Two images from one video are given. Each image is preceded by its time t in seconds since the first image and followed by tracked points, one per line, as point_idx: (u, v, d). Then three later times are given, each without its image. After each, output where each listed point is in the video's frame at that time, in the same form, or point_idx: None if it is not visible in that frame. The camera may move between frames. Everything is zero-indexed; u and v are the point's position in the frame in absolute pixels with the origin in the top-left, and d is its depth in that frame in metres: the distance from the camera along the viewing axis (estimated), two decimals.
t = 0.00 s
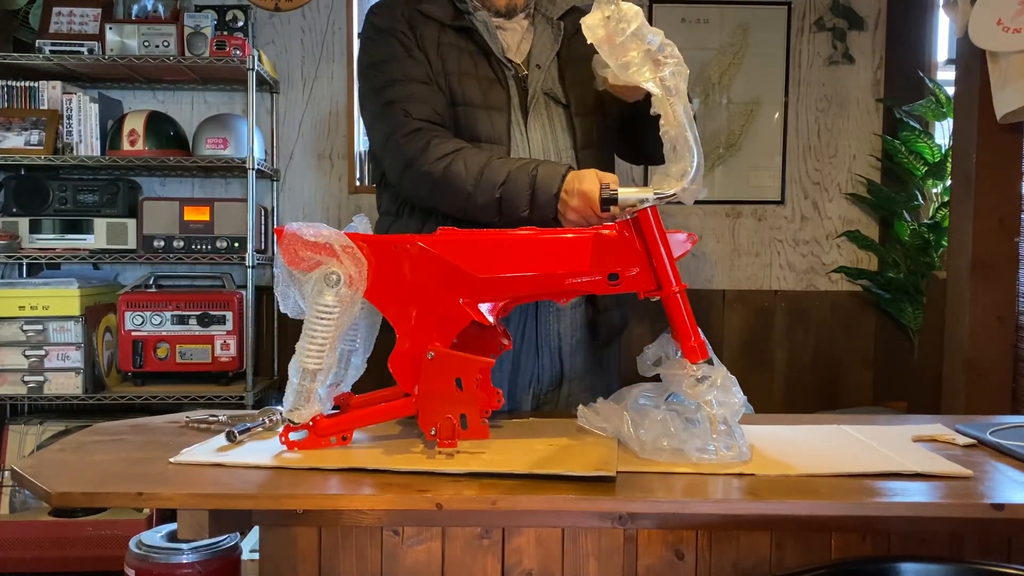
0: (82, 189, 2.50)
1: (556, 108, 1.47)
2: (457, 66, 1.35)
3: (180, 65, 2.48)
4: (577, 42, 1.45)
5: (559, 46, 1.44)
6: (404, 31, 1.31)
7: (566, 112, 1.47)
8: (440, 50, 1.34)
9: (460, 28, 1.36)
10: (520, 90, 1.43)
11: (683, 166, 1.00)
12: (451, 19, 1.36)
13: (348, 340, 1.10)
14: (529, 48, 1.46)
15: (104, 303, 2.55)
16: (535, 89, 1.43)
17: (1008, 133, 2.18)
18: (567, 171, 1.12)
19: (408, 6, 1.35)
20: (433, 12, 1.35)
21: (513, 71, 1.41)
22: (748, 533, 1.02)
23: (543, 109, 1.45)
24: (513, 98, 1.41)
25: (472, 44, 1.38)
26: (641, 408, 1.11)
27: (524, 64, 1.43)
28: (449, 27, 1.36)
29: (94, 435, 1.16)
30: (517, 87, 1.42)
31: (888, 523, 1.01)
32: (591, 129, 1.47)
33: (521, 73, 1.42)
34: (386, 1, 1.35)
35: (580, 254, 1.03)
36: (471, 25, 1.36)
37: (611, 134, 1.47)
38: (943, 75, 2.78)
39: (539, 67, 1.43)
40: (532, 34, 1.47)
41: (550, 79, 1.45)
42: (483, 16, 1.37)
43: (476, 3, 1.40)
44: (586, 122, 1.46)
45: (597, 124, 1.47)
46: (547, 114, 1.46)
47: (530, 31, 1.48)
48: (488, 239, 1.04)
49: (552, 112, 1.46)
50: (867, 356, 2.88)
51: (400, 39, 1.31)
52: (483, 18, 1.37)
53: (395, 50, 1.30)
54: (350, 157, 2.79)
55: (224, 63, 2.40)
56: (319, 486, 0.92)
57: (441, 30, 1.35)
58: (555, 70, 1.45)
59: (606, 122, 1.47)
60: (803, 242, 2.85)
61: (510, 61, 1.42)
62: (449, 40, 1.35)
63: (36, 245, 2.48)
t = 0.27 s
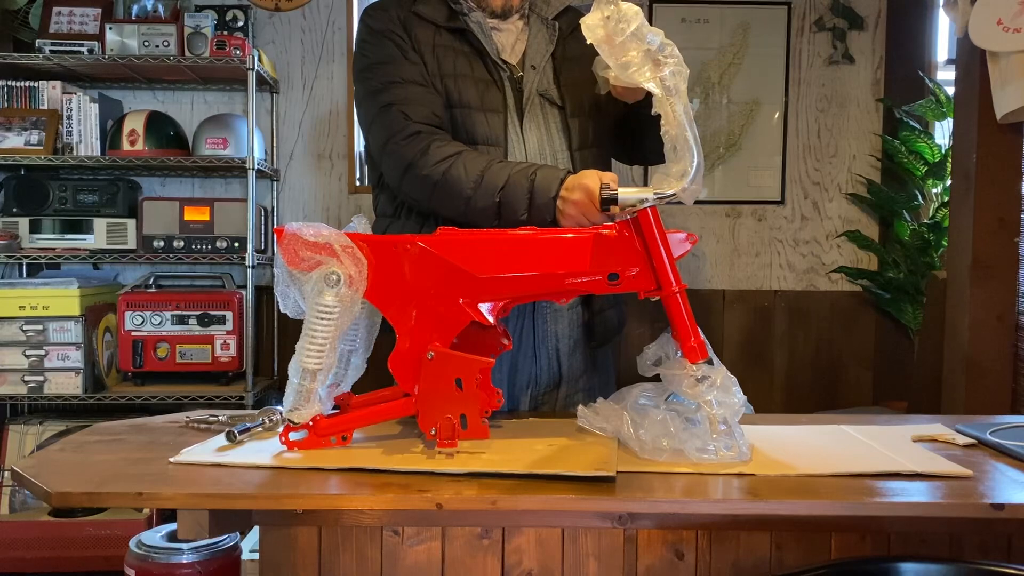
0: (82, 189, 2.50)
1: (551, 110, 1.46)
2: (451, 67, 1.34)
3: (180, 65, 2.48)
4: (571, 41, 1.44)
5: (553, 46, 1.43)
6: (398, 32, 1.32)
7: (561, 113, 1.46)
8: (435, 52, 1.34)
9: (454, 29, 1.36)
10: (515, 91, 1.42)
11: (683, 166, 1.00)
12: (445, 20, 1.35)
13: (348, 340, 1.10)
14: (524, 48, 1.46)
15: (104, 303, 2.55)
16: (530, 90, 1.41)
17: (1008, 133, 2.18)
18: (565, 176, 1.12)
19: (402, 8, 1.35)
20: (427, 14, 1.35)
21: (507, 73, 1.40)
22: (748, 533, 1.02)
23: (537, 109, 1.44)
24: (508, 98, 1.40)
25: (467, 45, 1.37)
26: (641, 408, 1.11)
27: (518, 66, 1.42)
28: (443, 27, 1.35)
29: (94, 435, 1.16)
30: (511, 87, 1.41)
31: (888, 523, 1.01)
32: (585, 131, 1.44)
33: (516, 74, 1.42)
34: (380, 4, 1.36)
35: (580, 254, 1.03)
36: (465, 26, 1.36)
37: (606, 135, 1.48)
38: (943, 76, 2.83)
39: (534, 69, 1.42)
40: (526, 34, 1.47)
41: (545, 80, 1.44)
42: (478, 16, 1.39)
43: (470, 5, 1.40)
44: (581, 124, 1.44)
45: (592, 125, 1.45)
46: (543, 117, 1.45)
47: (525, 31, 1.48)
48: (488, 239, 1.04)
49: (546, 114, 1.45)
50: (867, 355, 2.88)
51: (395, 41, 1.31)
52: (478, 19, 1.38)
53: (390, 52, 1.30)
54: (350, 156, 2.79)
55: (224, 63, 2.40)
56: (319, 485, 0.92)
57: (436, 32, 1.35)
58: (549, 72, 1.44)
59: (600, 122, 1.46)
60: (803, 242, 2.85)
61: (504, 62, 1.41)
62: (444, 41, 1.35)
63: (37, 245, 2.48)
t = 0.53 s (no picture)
0: (83, 189, 2.50)
1: (552, 109, 1.45)
2: (455, 63, 1.35)
3: (180, 65, 2.48)
4: (573, 40, 1.45)
5: (555, 46, 1.43)
6: (403, 25, 1.32)
7: (561, 112, 1.46)
8: (438, 48, 1.34)
9: (457, 25, 1.36)
10: (515, 89, 1.42)
11: (683, 166, 1.00)
12: (448, 17, 1.36)
13: (348, 340, 1.10)
14: (526, 47, 1.45)
15: (104, 303, 2.55)
16: (531, 89, 1.41)
17: (1008, 133, 2.18)
18: (567, 166, 1.12)
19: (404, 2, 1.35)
20: (430, 9, 1.36)
21: (509, 71, 1.40)
22: (748, 533, 1.02)
23: (537, 108, 1.43)
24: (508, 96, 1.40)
25: (468, 40, 1.37)
26: (641, 408, 1.11)
27: (519, 65, 1.42)
28: (446, 23, 1.36)
29: (94, 435, 1.16)
30: (512, 86, 1.41)
31: (889, 523, 1.01)
32: (586, 130, 1.44)
33: (517, 73, 1.42)
34: None
35: (580, 254, 1.03)
36: (469, 23, 1.36)
37: (606, 136, 1.48)
38: (943, 75, 2.82)
39: (535, 68, 1.42)
40: (528, 33, 1.46)
41: (546, 80, 1.43)
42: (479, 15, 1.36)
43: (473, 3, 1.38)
44: (581, 123, 1.44)
45: (593, 125, 1.45)
46: (543, 115, 1.44)
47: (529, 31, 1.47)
48: (489, 239, 1.04)
49: (547, 113, 1.44)
50: (866, 355, 2.88)
51: (398, 34, 1.31)
52: (481, 18, 1.37)
53: (394, 44, 1.30)
54: (350, 156, 2.79)
55: (224, 63, 2.40)
56: (319, 486, 0.92)
57: (439, 27, 1.36)
58: (550, 71, 1.44)
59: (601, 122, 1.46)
60: (803, 242, 2.85)
61: (505, 61, 1.41)
62: (447, 36, 1.35)
63: (37, 245, 2.48)
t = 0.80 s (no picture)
0: (82, 189, 2.50)
1: (557, 107, 1.46)
2: (467, 49, 1.33)
3: (179, 65, 2.48)
4: (582, 44, 1.43)
5: (564, 48, 1.42)
6: (420, 6, 1.30)
7: (567, 110, 1.46)
8: (454, 33, 1.33)
9: (473, 14, 1.34)
10: (522, 85, 1.41)
11: (683, 166, 1.00)
12: (463, 4, 1.34)
13: (348, 339, 1.10)
14: (536, 44, 1.45)
15: (104, 303, 2.55)
16: (538, 86, 1.42)
17: (1008, 133, 2.17)
18: (577, 165, 1.13)
19: None
20: None
21: (517, 65, 1.39)
22: (748, 533, 1.02)
23: (543, 106, 1.44)
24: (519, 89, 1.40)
25: (481, 29, 1.36)
26: (641, 408, 1.11)
27: (528, 60, 1.41)
28: (462, 11, 1.34)
29: (94, 435, 1.16)
30: (522, 83, 1.41)
31: (889, 523, 1.01)
32: (591, 130, 1.45)
33: (526, 68, 1.42)
34: None
35: (580, 254, 1.03)
36: (485, 12, 1.34)
37: (610, 134, 1.48)
38: (943, 75, 2.81)
39: (543, 65, 1.41)
40: (539, 31, 1.45)
41: (553, 77, 1.44)
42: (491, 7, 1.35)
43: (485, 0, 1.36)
44: (586, 123, 1.44)
45: (598, 125, 1.45)
46: (549, 113, 1.45)
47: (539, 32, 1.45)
48: (488, 239, 1.04)
49: (552, 111, 1.45)
50: (866, 355, 2.88)
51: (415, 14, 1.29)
52: (493, 11, 1.35)
53: (410, 24, 1.28)
54: (350, 156, 2.79)
55: (224, 63, 2.40)
56: (319, 486, 0.92)
57: (455, 14, 1.34)
58: (557, 69, 1.43)
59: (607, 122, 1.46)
60: (803, 242, 2.85)
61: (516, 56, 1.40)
62: (463, 24, 1.34)
63: (36, 245, 2.48)
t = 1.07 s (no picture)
0: (82, 188, 2.50)
1: (558, 105, 1.45)
2: (468, 51, 1.33)
3: (180, 65, 2.48)
4: (581, 41, 1.42)
5: (565, 45, 1.41)
6: (417, 10, 1.30)
7: (567, 108, 1.46)
8: (454, 35, 1.33)
9: (472, 16, 1.34)
10: (523, 85, 1.40)
11: (683, 166, 1.00)
12: (462, 6, 1.34)
13: (348, 339, 1.10)
14: (535, 43, 1.44)
15: (104, 303, 2.55)
16: (540, 85, 1.41)
17: (1008, 133, 2.17)
18: (572, 178, 1.12)
19: None
20: None
21: (518, 65, 1.39)
22: (748, 533, 1.02)
23: (544, 106, 1.43)
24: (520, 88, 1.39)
25: (481, 30, 1.35)
26: (641, 408, 1.11)
27: (528, 60, 1.41)
28: (461, 13, 1.34)
29: (94, 435, 1.16)
30: (522, 82, 1.40)
31: (888, 523, 1.01)
32: (591, 128, 1.45)
33: (526, 68, 1.41)
34: None
35: (580, 254, 1.03)
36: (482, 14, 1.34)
37: (612, 131, 1.48)
38: (943, 75, 2.81)
39: (543, 64, 1.40)
40: (538, 30, 1.44)
41: (553, 76, 1.43)
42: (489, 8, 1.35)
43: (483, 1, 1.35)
44: (586, 122, 1.44)
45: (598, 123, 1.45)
46: (550, 112, 1.44)
47: (538, 32, 1.45)
48: (488, 239, 1.04)
49: (554, 109, 1.44)
50: (866, 355, 2.88)
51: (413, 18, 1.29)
52: (491, 12, 1.35)
53: (414, 29, 1.28)
54: (350, 156, 2.79)
55: (224, 63, 2.40)
56: (319, 485, 0.92)
57: (455, 16, 1.34)
58: (557, 68, 1.42)
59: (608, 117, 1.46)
60: (803, 242, 2.85)
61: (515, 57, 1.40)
62: (461, 27, 1.33)
63: (36, 245, 2.48)
